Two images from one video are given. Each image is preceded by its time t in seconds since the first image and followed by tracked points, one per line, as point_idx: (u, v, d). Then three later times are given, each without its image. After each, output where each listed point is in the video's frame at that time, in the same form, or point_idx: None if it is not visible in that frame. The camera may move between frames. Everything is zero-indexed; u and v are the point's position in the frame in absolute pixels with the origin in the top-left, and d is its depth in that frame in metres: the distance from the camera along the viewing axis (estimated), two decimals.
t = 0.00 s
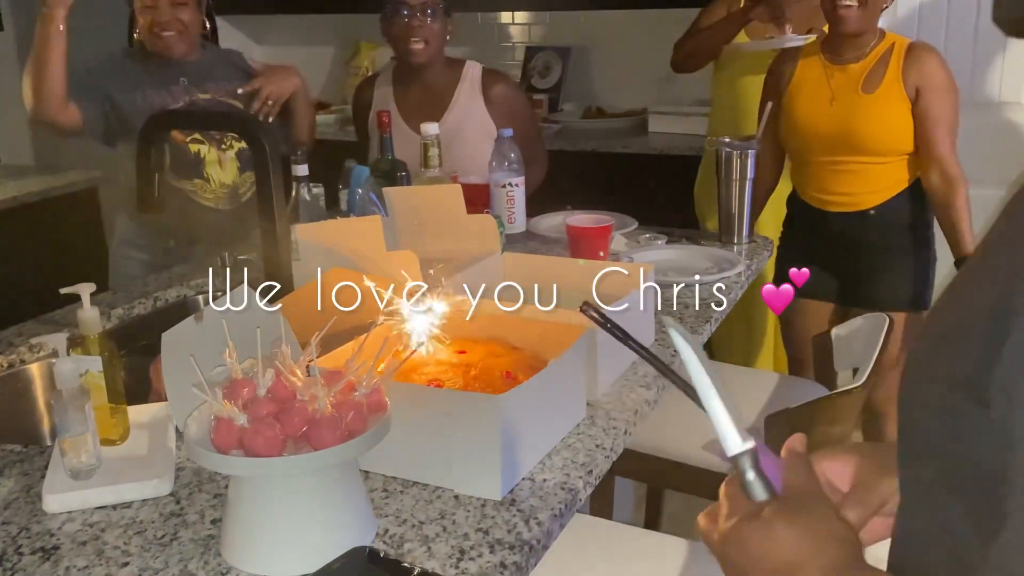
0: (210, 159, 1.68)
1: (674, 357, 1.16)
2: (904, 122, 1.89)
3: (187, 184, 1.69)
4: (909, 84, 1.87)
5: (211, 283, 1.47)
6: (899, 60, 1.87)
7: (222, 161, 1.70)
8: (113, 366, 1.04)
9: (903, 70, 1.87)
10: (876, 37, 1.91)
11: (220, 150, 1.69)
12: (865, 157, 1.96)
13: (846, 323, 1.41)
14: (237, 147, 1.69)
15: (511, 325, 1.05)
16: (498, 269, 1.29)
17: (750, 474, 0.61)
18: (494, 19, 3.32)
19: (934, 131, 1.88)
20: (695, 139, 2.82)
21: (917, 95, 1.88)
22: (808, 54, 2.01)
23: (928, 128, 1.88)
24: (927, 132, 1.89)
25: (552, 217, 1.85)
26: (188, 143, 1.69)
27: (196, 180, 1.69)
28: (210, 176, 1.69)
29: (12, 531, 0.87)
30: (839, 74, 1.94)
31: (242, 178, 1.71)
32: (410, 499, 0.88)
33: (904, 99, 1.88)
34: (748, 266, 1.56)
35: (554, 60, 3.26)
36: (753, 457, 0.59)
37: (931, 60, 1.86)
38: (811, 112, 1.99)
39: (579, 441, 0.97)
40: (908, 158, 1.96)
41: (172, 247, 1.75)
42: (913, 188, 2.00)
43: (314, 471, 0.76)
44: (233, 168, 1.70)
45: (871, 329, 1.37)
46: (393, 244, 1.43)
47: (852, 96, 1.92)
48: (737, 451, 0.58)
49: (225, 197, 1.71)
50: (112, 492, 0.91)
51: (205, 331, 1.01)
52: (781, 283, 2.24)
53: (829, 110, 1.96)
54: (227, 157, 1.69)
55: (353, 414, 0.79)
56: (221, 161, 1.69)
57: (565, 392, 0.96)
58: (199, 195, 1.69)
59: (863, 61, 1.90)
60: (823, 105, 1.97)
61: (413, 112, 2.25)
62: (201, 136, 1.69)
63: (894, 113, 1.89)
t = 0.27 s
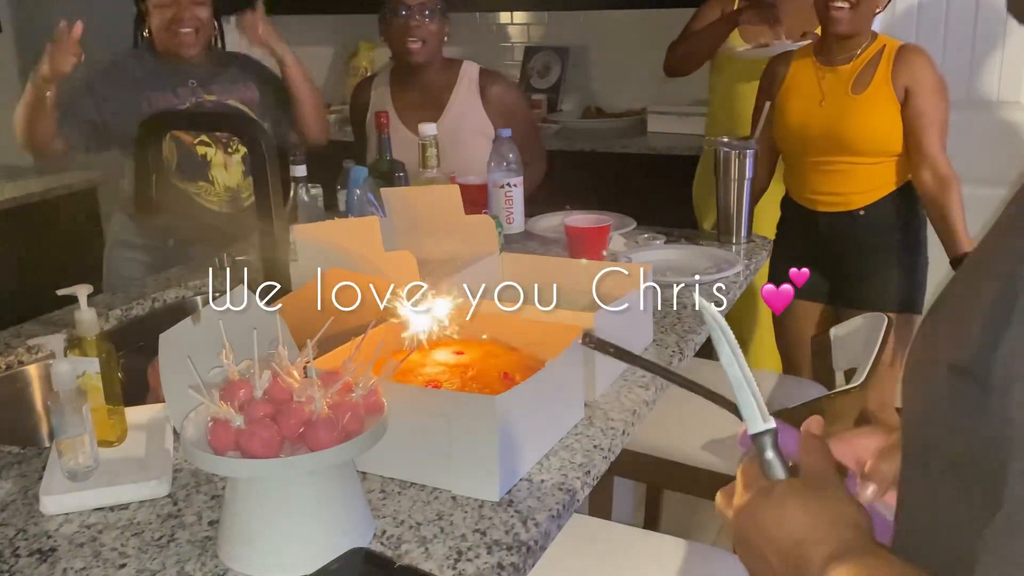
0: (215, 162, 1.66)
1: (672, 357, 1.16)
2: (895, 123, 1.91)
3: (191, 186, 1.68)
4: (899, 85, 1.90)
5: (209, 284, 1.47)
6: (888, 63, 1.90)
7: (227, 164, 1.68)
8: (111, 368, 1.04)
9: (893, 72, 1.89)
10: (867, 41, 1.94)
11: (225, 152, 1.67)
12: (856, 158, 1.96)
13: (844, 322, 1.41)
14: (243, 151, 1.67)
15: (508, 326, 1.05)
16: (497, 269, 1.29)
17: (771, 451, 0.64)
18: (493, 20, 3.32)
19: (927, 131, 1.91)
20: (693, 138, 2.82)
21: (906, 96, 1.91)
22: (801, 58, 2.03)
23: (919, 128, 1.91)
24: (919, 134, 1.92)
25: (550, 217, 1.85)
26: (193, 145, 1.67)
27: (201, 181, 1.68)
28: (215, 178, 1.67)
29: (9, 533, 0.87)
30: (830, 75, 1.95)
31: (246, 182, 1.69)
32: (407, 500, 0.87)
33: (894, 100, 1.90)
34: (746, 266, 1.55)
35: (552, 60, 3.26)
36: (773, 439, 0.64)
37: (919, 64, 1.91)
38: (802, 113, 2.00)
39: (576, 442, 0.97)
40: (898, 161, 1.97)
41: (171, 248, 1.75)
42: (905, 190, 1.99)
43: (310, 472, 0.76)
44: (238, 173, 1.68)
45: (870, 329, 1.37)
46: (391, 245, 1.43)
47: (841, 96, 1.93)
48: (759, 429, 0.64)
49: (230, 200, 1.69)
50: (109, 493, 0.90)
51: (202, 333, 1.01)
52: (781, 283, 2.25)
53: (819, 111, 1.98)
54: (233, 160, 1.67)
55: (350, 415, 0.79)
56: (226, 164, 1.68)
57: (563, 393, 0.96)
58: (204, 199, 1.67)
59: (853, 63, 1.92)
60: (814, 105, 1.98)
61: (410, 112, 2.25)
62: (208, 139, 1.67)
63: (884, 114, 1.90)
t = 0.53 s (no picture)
0: (199, 166, 1.71)
1: (672, 357, 1.16)
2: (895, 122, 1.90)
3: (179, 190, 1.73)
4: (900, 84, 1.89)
5: (208, 285, 1.47)
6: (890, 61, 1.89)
7: (212, 167, 1.71)
8: (110, 369, 1.04)
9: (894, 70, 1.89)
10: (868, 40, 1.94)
11: (210, 156, 1.71)
12: (854, 157, 1.97)
13: (842, 321, 1.42)
14: (226, 153, 1.69)
15: (508, 326, 1.04)
16: (496, 269, 1.29)
17: (751, 437, 0.67)
18: (491, 20, 3.32)
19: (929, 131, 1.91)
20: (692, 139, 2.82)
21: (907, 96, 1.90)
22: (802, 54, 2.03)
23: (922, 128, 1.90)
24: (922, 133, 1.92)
25: (549, 218, 1.84)
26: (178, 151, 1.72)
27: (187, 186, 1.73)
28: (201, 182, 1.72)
29: (8, 535, 0.87)
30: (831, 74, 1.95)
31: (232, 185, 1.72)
32: (407, 501, 0.87)
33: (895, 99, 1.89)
34: (746, 266, 1.55)
35: (551, 60, 3.26)
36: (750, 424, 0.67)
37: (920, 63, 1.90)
38: (802, 111, 2.00)
39: (575, 442, 0.97)
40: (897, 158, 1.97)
41: (169, 248, 1.75)
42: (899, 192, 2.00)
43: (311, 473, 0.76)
44: (223, 176, 1.71)
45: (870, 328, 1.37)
46: (391, 246, 1.43)
47: (842, 95, 1.93)
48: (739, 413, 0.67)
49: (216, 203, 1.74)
50: (109, 495, 0.90)
51: (201, 333, 1.00)
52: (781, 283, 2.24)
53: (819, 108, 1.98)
54: (217, 163, 1.70)
55: (350, 416, 0.79)
56: (211, 167, 1.71)
57: (563, 394, 0.96)
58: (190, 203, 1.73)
59: (853, 61, 1.92)
60: (814, 103, 1.98)
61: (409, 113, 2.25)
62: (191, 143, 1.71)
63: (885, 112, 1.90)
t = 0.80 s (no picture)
0: (185, 174, 1.72)
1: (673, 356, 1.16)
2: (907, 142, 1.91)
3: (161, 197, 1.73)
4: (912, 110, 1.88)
5: (209, 285, 1.47)
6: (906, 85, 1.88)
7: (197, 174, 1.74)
8: (111, 370, 1.04)
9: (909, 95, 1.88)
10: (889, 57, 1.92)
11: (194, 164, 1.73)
12: (858, 173, 1.97)
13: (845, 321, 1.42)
14: (214, 161, 1.73)
15: (508, 326, 1.05)
16: (497, 269, 1.28)
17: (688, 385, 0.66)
18: (491, 20, 3.32)
19: (937, 155, 1.89)
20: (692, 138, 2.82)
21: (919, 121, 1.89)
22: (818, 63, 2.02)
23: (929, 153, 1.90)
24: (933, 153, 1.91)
25: (550, 217, 1.84)
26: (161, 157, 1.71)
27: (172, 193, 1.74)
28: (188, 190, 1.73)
29: (10, 535, 0.87)
30: (845, 86, 1.94)
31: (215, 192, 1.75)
32: (409, 501, 0.87)
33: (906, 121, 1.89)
34: (747, 265, 1.55)
35: (551, 60, 3.27)
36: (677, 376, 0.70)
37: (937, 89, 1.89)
38: (810, 120, 2.00)
39: (577, 442, 0.97)
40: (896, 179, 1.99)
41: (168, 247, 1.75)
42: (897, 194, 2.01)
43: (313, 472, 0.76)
44: (209, 184, 1.74)
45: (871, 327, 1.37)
46: (392, 246, 1.43)
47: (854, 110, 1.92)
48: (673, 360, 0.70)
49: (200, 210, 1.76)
50: (111, 495, 0.90)
51: (203, 334, 1.01)
52: (781, 283, 2.17)
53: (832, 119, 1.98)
54: (204, 171, 1.73)
55: (352, 416, 0.79)
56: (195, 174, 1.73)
57: (563, 393, 0.96)
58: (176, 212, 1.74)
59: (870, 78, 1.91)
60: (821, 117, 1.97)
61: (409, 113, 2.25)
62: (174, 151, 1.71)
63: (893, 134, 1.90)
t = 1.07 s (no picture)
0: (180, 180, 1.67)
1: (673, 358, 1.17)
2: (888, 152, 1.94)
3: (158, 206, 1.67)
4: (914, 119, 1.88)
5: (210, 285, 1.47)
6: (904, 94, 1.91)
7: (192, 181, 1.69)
8: (112, 370, 1.04)
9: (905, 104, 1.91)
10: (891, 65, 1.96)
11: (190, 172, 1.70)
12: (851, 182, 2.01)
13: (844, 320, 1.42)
14: (207, 167, 1.71)
15: (508, 326, 1.05)
16: (497, 268, 1.29)
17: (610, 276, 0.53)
18: (491, 20, 3.33)
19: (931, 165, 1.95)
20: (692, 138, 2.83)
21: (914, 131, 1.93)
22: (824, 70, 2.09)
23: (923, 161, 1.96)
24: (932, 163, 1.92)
25: (550, 218, 1.85)
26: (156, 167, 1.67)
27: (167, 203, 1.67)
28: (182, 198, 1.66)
29: (12, 535, 0.87)
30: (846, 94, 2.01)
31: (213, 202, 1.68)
32: (409, 501, 0.87)
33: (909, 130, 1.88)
34: (747, 265, 1.55)
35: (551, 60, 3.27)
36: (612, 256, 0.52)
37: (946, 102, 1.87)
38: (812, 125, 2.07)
39: (577, 442, 0.97)
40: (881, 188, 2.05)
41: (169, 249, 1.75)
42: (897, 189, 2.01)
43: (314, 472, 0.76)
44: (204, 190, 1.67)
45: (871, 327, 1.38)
46: (392, 246, 1.43)
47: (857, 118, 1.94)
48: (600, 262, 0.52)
49: (199, 219, 1.66)
50: (112, 495, 0.91)
51: (204, 335, 1.01)
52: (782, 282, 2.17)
53: (832, 127, 2.04)
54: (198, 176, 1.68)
55: (353, 416, 0.79)
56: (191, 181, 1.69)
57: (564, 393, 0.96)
58: (171, 219, 1.64)
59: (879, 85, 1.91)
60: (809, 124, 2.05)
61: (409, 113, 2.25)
62: (171, 158, 1.70)
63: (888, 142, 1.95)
